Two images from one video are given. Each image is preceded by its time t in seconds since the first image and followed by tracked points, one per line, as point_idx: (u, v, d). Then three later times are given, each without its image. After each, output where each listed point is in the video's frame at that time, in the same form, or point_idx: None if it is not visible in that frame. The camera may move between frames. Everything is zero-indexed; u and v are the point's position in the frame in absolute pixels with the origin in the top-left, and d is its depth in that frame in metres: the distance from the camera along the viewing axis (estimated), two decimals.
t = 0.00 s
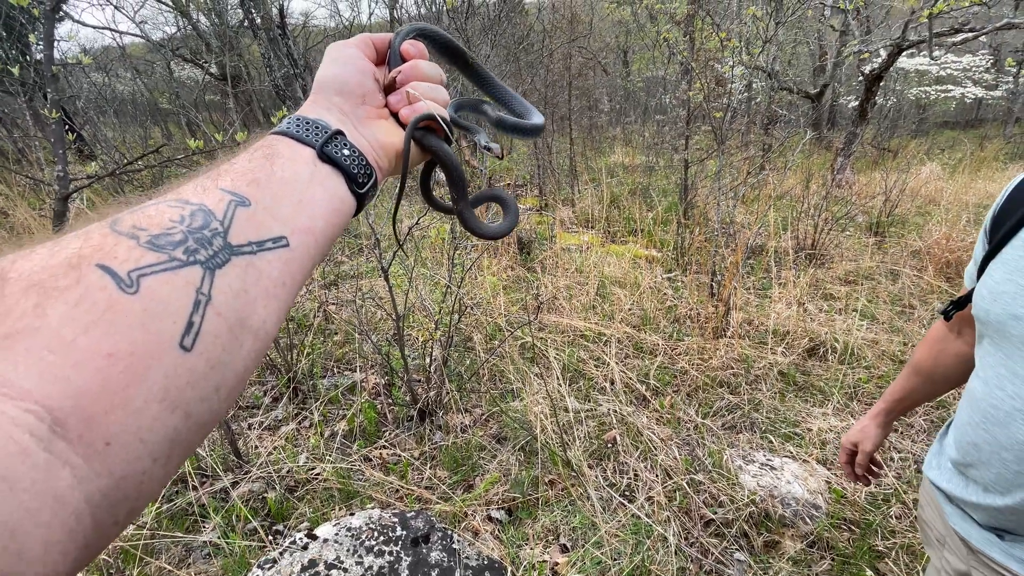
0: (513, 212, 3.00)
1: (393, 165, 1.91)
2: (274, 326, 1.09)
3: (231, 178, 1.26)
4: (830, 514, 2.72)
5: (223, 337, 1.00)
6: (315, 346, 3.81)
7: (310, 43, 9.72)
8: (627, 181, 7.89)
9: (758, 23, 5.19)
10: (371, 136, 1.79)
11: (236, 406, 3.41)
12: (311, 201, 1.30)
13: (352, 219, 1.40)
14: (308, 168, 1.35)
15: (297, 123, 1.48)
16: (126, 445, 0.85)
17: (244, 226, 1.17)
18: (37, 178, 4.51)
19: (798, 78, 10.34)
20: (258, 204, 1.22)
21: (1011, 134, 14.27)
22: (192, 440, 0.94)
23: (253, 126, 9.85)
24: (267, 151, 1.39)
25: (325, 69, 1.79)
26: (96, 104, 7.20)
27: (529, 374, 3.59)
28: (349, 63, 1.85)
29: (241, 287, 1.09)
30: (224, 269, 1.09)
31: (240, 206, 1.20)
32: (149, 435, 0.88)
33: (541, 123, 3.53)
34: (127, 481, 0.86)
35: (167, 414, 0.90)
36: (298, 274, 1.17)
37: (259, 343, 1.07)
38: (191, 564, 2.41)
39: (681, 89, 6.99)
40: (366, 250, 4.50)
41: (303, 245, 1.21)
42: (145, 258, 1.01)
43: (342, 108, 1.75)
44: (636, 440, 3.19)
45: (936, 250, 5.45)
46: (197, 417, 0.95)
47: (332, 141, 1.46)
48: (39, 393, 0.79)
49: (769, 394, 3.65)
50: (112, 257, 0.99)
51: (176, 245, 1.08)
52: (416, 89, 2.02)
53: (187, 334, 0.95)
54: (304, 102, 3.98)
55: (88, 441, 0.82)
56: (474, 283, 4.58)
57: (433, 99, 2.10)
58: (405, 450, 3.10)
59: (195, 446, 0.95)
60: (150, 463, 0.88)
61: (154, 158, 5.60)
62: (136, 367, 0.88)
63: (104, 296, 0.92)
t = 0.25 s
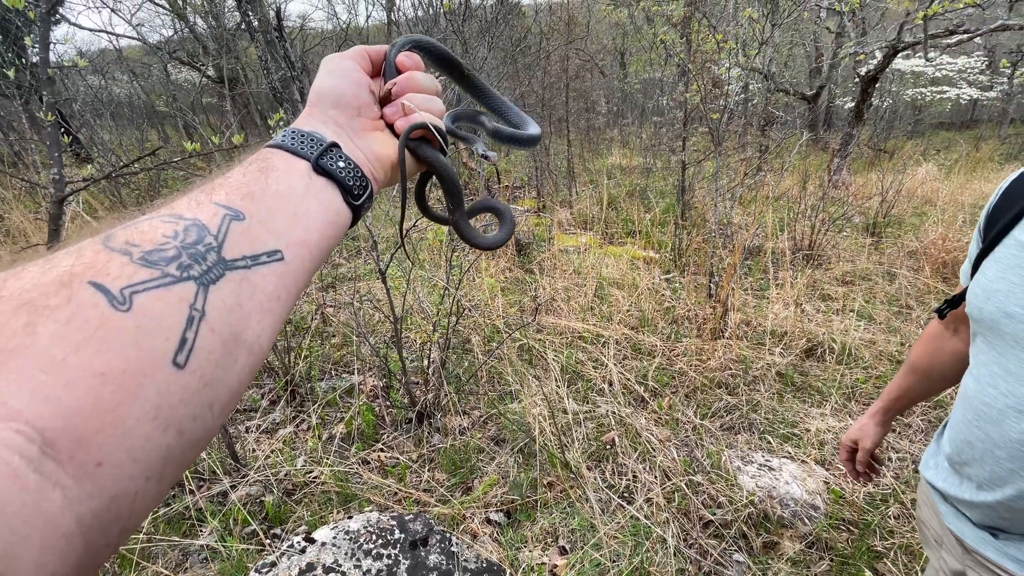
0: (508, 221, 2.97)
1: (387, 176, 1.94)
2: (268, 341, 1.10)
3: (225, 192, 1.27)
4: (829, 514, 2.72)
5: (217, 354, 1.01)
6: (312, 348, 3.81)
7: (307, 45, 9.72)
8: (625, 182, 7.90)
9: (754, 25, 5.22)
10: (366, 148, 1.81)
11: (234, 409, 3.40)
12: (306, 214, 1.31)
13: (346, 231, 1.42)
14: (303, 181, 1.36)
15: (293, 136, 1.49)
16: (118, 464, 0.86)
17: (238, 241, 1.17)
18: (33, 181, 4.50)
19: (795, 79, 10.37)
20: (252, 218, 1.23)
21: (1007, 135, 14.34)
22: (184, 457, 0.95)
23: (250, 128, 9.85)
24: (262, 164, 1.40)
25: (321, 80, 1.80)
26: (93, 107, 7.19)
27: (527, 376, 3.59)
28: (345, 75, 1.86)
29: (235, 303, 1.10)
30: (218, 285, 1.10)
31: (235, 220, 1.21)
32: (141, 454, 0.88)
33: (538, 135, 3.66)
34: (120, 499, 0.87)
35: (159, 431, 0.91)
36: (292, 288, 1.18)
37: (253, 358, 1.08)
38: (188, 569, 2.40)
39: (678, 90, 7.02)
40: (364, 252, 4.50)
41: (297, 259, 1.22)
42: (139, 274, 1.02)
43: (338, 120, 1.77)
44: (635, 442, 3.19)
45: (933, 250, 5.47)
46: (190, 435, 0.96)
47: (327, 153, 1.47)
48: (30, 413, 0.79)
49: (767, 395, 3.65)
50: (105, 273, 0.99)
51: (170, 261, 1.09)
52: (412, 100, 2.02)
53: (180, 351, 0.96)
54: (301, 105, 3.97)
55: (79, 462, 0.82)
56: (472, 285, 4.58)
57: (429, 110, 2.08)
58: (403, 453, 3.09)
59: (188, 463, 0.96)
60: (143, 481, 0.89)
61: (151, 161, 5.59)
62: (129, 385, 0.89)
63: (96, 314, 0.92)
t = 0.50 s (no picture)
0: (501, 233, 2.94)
1: (383, 190, 1.92)
2: (263, 355, 1.10)
3: (220, 207, 1.28)
4: (827, 515, 2.72)
5: (211, 368, 1.01)
6: (309, 352, 3.79)
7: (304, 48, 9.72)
8: (622, 184, 7.92)
9: (749, 27, 5.25)
10: (361, 161, 1.80)
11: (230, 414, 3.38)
12: (301, 227, 1.31)
13: (342, 243, 1.42)
14: (298, 194, 1.36)
15: (288, 150, 1.50)
16: (112, 481, 0.86)
17: (233, 255, 1.18)
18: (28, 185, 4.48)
19: (790, 81, 10.42)
20: (247, 232, 1.23)
21: (1001, 135, 14.43)
22: (179, 473, 0.95)
23: (247, 131, 9.84)
24: (257, 178, 1.41)
25: (315, 97, 1.80)
26: (88, 111, 7.16)
27: (525, 378, 3.58)
28: (339, 91, 1.86)
29: (230, 317, 1.10)
30: (212, 299, 1.10)
31: (229, 235, 1.21)
32: (135, 471, 0.88)
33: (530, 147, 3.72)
34: (113, 517, 0.86)
35: (153, 447, 0.91)
36: (287, 301, 1.18)
37: (248, 372, 1.07)
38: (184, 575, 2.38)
39: (674, 92, 7.04)
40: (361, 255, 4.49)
41: (292, 272, 1.22)
42: (133, 290, 1.03)
43: (333, 135, 1.77)
44: (633, 443, 3.19)
45: (929, 250, 5.49)
46: (185, 450, 0.95)
47: (322, 166, 1.48)
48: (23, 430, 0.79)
49: (764, 396, 3.65)
50: (100, 290, 1.00)
51: (164, 276, 1.09)
52: (405, 115, 2.02)
53: (174, 366, 0.96)
54: (298, 107, 3.97)
55: (72, 479, 0.82)
56: (469, 288, 4.58)
57: (424, 124, 2.09)
58: (401, 456, 3.08)
59: (183, 479, 0.95)
60: (136, 499, 0.89)
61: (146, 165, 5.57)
62: (123, 401, 0.89)
63: (90, 330, 0.93)
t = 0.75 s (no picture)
0: (499, 237, 2.93)
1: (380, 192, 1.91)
2: (260, 357, 1.10)
3: (217, 209, 1.28)
4: (825, 515, 2.72)
5: (208, 371, 1.01)
6: (307, 354, 3.78)
7: (301, 50, 9.71)
8: (619, 185, 7.93)
9: (745, 28, 5.27)
10: (359, 164, 1.80)
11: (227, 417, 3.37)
12: (299, 229, 1.31)
13: (340, 246, 1.41)
14: (296, 197, 1.36)
15: (286, 153, 1.49)
16: (108, 485, 0.85)
17: (231, 257, 1.17)
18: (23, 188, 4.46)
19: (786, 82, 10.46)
20: (245, 235, 1.23)
21: (996, 136, 14.51)
22: (176, 478, 0.94)
23: (243, 134, 9.82)
24: (255, 181, 1.41)
25: (313, 98, 1.80)
26: (84, 114, 7.13)
27: (523, 380, 3.57)
28: (338, 93, 1.86)
29: (228, 319, 1.09)
30: (209, 302, 1.09)
31: (227, 237, 1.21)
32: (132, 474, 0.88)
33: (529, 148, 3.70)
34: (110, 521, 0.86)
35: (150, 451, 0.90)
36: (284, 304, 1.18)
37: (246, 375, 1.07)
38: None
39: (671, 93, 7.06)
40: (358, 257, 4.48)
41: (290, 275, 1.22)
42: (130, 293, 1.02)
43: (330, 137, 1.76)
44: (632, 445, 3.19)
45: (925, 250, 5.51)
46: (182, 454, 0.95)
47: (320, 168, 1.47)
48: (18, 435, 0.78)
49: (762, 396, 3.65)
50: (96, 292, 0.99)
51: (161, 280, 1.09)
52: (403, 117, 2.01)
53: (171, 369, 0.95)
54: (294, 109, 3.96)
55: (68, 483, 0.82)
56: (467, 289, 4.58)
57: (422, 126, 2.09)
58: (399, 459, 3.07)
59: (180, 483, 0.94)
60: (133, 503, 0.88)
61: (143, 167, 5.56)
62: (120, 405, 0.88)
63: (86, 333, 0.92)
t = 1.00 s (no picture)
0: (495, 237, 2.92)
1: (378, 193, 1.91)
2: (257, 356, 1.09)
3: (214, 209, 1.27)
4: (824, 514, 2.72)
5: (205, 370, 1.00)
6: (304, 356, 3.77)
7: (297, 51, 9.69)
8: (616, 186, 7.94)
9: (741, 29, 5.30)
10: (356, 164, 1.79)
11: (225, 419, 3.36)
12: (296, 228, 1.31)
13: (337, 245, 1.41)
14: (293, 197, 1.36)
15: (283, 152, 1.49)
16: (103, 483, 0.84)
17: (228, 256, 1.17)
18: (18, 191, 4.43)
19: (782, 82, 10.50)
20: (242, 234, 1.22)
21: (990, 136, 14.59)
22: (172, 476, 0.93)
23: (240, 136, 9.80)
24: (252, 180, 1.40)
25: (311, 99, 1.79)
26: (79, 116, 7.11)
27: (521, 380, 3.57)
28: (335, 94, 1.85)
29: (224, 318, 1.09)
30: (206, 301, 1.09)
31: (224, 237, 1.20)
32: (127, 473, 0.87)
33: (526, 149, 3.64)
34: (105, 520, 0.85)
35: (146, 449, 0.89)
36: (281, 303, 1.18)
37: (242, 374, 1.06)
38: None
39: (667, 94, 7.08)
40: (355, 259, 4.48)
41: (286, 274, 1.21)
42: (126, 292, 1.01)
43: (328, 138, 1.76)
44: (630, 445, 3.19)
45: (921, 250, 5.53)
46: (178, 453, 0.94)
47: (317, 168, 1.47)
48: (14, 432, 0.77)
49: (760, 396, 3.66)
50: (92, 291, 0.98)
51: (158, 278, 1.08)
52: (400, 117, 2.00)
53: (167, 368, 0.95)
54: (291, 111, 3.95)
55: (64, 481, 0.81)
56: (465, 290, 4.57)
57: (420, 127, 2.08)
58: (397, 461, 3.06)
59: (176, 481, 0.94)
60: (127, 502, 0.87)
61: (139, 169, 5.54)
62: (116, 404, 0.88)
63: (82, 331, 0.91)
